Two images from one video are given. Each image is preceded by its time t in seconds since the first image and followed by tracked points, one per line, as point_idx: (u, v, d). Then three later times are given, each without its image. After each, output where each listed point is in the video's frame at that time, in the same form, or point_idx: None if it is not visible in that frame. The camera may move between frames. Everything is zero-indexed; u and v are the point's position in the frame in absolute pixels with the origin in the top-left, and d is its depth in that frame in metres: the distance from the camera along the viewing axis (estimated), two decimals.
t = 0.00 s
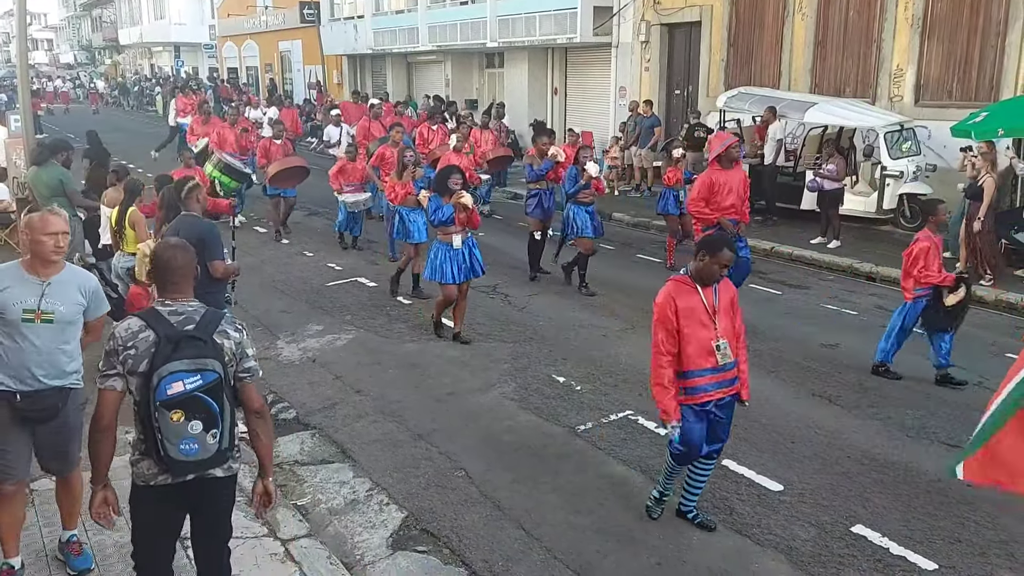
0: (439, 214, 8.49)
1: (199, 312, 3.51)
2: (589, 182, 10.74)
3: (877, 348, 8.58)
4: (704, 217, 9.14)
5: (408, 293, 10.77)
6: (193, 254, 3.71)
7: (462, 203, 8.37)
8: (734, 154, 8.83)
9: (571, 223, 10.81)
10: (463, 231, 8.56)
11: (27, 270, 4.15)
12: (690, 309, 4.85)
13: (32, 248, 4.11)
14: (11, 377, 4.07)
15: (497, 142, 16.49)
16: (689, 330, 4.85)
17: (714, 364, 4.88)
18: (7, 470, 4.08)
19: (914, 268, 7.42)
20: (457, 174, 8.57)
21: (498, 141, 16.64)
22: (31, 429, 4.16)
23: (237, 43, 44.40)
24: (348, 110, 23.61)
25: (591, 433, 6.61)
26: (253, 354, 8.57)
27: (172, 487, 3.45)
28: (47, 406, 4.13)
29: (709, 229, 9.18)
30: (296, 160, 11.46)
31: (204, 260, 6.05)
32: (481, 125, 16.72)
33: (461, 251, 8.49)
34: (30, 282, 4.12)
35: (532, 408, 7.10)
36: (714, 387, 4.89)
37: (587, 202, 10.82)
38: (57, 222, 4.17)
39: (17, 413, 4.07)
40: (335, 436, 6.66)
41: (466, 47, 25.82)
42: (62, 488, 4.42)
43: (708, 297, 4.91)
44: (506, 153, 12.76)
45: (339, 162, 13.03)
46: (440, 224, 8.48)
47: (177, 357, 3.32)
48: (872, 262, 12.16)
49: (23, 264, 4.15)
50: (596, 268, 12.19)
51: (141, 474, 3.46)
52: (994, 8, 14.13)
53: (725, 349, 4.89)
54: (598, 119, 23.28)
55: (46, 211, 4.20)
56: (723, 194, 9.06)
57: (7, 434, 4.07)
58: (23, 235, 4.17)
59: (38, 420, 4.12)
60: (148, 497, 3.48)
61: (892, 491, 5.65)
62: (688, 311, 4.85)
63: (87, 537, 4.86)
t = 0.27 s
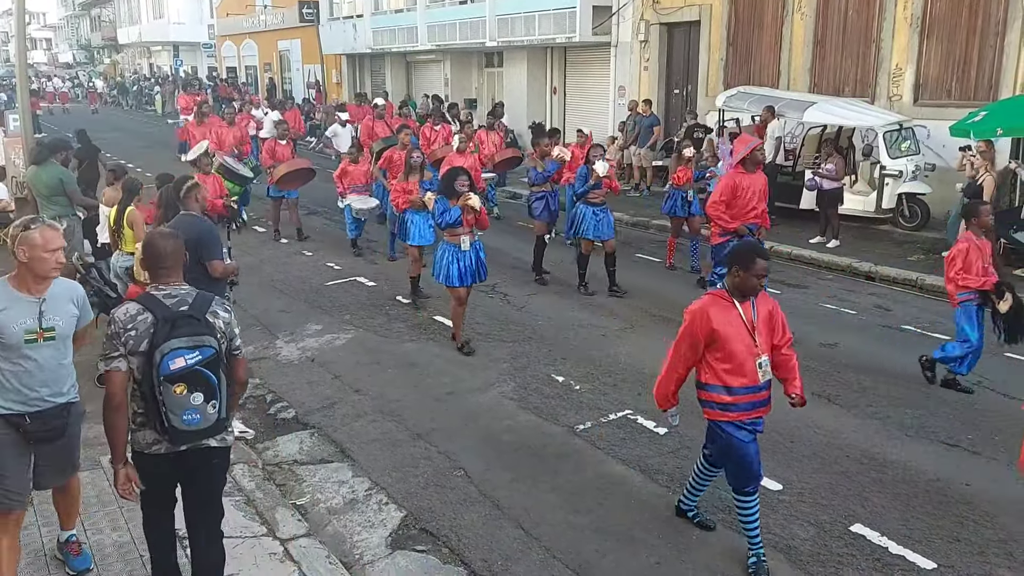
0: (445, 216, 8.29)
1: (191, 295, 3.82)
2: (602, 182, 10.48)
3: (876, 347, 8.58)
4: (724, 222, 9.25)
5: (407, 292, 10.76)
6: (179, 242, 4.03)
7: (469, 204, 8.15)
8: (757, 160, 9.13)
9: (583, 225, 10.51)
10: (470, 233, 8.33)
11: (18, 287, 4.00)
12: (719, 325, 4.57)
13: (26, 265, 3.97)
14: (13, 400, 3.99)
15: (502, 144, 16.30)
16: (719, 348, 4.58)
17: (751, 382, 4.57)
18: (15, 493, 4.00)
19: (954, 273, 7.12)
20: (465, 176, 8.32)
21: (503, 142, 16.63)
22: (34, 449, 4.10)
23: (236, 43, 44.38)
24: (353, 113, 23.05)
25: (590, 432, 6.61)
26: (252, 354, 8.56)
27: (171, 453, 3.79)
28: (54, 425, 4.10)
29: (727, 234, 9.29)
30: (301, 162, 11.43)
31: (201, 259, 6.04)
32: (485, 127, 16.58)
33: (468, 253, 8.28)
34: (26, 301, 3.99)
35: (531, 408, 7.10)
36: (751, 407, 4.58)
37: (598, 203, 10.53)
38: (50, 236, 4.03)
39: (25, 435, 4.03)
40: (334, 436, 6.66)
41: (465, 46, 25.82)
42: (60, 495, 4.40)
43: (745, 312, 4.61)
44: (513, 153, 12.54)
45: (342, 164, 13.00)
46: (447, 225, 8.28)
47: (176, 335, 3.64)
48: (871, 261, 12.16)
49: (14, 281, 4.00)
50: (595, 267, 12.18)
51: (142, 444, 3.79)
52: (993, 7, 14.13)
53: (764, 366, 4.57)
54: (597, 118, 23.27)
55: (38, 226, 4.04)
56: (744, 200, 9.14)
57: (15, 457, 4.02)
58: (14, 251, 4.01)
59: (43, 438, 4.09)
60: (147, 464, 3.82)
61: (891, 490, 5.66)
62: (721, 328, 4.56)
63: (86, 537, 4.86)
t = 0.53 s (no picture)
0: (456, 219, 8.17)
1: (171, 281, 4.09)
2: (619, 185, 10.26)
3: (876, 346, 8.58)
4: (744, 224, 8.57)
5: (407, 291, 10.76)
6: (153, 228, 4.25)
7: (480, 207, 8.09)
8: (777, 157, 8.39)
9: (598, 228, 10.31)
10: (479, 234, 8.22)
11: (5, 293, 3.79)
12: (765, 333, 4.38)
13: (14, 270, 3.77)
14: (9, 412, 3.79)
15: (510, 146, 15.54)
16: (761, 356, 4.39)
17: (785, 395, 4.40)
18: (13, 508, 3.79)
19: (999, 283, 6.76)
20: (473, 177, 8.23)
21: (511, 141, 15.76)
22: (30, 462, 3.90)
23: (236, 42, 44.37)
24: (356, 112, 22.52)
25: (590, 431, 6.61)
26: (251, 353, 8.55)
27: (162, 428, 4.09)
28: (49, 436, 3.91)
29: (750, 236, 8.59)
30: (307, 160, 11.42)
31: (201, 258, 6.04)
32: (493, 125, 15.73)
33: (477, 256, 8.13)
34: (13, 308, 3.77)
35: (530, 407, 7.09)
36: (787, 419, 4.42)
37: (615, 206, 10.33)
38: (42, 238, 3.86)
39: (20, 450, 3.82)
40: (334, 435, 6.65)
41: (464, 45, 25.82)
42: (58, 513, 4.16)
43: (783, 321, 4.42)
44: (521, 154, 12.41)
45: (348, 164, 12.89)
46: (456, 229, 8.15)
47: (164, 321, 3.92)
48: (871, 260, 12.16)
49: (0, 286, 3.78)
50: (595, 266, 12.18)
51: (134, 419, 4.06)
52: (993, 6, 14.11)
53: (799, 379, 4.39)
54: (596, 117, 23.26)
55: (28, 228, 3.85)
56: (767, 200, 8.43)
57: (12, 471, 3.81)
58: None
59: (38, 450, 3.88)
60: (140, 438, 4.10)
61: (891, 489, 5.66)
62: (760, 336, 4.38)
63: (85, 536, 4.86)
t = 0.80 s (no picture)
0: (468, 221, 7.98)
1: (158, 263, 4.43)
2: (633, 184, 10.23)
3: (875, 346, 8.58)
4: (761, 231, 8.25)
5: (406, 291, 10.76)
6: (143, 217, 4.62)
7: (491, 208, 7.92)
8: (795, 160, 8.00)
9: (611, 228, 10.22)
10: (490, 238, 8.02)
11: (5, 296, 3.69)
12: (812, 354, 4.07)
13: (15, 272, 3.68)
14: (17, 417, 3.71)
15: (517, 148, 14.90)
16: (795, 377, 4.08)
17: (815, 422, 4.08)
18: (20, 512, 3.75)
19: None
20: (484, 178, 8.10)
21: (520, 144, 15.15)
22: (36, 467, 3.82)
23: (235, 41, 44.35)
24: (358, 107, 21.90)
25: (590, 430, 6.61)
26: (251, 352, 8.55)
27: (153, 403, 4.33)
28: (52, 442, 3.83)
29: (767, 243, 8.26)
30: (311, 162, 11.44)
31: (201, 258, 6.04)
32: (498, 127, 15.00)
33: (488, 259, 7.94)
34: (16, 312, 3.67)
35: (530, 406, 7.09)
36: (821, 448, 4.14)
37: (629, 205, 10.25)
38: (42, 238, 3.77)
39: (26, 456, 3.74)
40: (334, 435, 6.65)
41: (464, 44, 25.81)
42: (67, 522, 4.05)
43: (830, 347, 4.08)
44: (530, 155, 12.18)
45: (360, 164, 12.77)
46: (467, 231, 7.97)
47: (152, 298, 4.25)
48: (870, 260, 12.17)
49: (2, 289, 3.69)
50: (594, 265, 12.17)
51: (127, 395, 4.28)
52: (993, 6, 14.10)
53: (832, 409, 4.02)
54: (596, 116, 23.25)
55: (27, 229, 3.76)
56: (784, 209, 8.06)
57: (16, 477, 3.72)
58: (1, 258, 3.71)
59: (43, 455, 3.81)
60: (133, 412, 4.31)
61: (890, 489, 5.66)
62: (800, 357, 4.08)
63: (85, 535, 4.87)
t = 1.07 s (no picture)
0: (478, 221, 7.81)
1: (148, 255, 4.67)
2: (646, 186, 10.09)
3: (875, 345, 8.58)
4: (782, 232, 8.02)
5: (406, 289, 10.76)
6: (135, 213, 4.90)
7: (503, 208, 7.76)
8: (820, 160, 7.79)
9: (622, 230, 10.10)
10: (503, 239, 7.88)
11: (28, 299, 3.70)
12: (889, 363, 3.75)
13: (34, 274, 3.70)
14: (40, 423, 3.71)
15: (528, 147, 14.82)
16: (877, 388, 3.76)
17: (903, 435, 3.78)
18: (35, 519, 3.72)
19: None
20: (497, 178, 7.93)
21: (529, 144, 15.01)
22: (51, 474, 3.80)
23: (235, 39, 44.32)
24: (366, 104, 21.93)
25: (589, 429, 6.61)
26: (251, 351, 8.55)
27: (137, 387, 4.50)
28: (69, 450, 3.81)
29: (787, 245, 8.04)
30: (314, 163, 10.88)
31: (201, 258, 6.02)
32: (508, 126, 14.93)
33: (501, 259, 7.83)
34: (39, 314, 3.69)
35: (530, 405, 7.10)
36: (902, 467, 3.79)
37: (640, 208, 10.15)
38: (59, 240, 3.79)
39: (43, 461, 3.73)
40: (333, 434, 6.65)
41: (464, 43, 25.79)
42: (86, 530, 3.96)
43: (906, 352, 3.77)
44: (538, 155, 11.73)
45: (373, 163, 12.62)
46: (477, 231, 7.81)
47: (139, 285, 4.47)
48: (870, 259, 12.17)
49: (23, 293, 3.70)
50: (594, 264, 12.17)
51: (113, 376, 4.45)
52: (993, 4, 14.09)
53: (922, 418, 3.74)
54: (596, 115, 23.23)
55: (43, 231, 3.79)
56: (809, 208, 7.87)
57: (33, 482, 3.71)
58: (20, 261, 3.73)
59: (60, 463, 3.79)
60: (118, 393, 4.47)
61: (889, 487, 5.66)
62: (878, 365, 3.75)
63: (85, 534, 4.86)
